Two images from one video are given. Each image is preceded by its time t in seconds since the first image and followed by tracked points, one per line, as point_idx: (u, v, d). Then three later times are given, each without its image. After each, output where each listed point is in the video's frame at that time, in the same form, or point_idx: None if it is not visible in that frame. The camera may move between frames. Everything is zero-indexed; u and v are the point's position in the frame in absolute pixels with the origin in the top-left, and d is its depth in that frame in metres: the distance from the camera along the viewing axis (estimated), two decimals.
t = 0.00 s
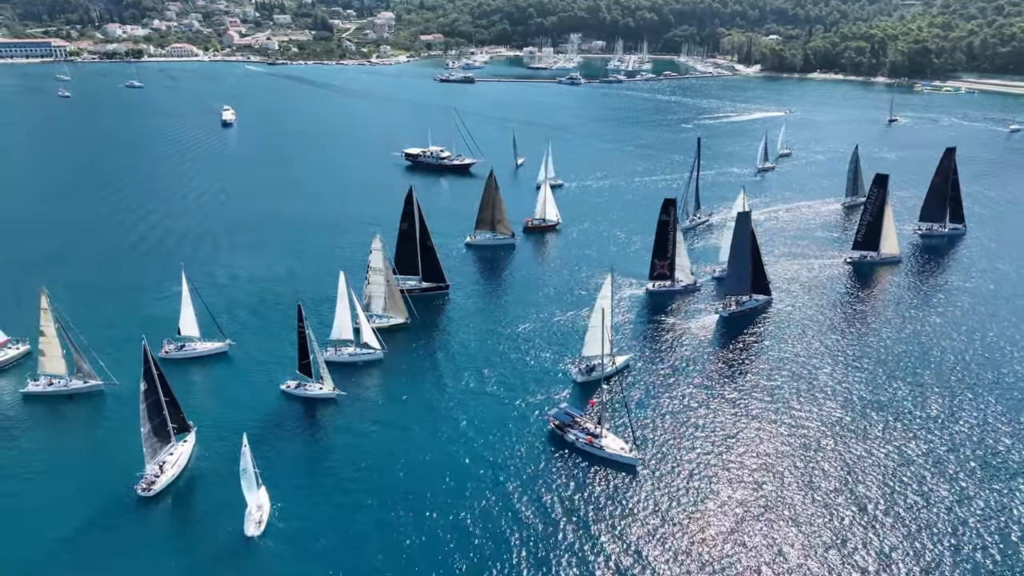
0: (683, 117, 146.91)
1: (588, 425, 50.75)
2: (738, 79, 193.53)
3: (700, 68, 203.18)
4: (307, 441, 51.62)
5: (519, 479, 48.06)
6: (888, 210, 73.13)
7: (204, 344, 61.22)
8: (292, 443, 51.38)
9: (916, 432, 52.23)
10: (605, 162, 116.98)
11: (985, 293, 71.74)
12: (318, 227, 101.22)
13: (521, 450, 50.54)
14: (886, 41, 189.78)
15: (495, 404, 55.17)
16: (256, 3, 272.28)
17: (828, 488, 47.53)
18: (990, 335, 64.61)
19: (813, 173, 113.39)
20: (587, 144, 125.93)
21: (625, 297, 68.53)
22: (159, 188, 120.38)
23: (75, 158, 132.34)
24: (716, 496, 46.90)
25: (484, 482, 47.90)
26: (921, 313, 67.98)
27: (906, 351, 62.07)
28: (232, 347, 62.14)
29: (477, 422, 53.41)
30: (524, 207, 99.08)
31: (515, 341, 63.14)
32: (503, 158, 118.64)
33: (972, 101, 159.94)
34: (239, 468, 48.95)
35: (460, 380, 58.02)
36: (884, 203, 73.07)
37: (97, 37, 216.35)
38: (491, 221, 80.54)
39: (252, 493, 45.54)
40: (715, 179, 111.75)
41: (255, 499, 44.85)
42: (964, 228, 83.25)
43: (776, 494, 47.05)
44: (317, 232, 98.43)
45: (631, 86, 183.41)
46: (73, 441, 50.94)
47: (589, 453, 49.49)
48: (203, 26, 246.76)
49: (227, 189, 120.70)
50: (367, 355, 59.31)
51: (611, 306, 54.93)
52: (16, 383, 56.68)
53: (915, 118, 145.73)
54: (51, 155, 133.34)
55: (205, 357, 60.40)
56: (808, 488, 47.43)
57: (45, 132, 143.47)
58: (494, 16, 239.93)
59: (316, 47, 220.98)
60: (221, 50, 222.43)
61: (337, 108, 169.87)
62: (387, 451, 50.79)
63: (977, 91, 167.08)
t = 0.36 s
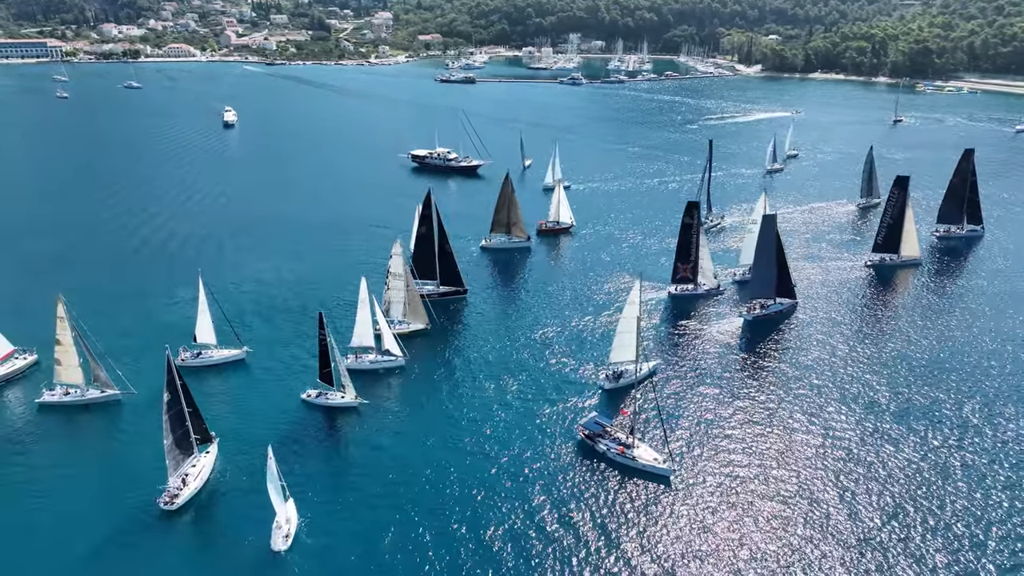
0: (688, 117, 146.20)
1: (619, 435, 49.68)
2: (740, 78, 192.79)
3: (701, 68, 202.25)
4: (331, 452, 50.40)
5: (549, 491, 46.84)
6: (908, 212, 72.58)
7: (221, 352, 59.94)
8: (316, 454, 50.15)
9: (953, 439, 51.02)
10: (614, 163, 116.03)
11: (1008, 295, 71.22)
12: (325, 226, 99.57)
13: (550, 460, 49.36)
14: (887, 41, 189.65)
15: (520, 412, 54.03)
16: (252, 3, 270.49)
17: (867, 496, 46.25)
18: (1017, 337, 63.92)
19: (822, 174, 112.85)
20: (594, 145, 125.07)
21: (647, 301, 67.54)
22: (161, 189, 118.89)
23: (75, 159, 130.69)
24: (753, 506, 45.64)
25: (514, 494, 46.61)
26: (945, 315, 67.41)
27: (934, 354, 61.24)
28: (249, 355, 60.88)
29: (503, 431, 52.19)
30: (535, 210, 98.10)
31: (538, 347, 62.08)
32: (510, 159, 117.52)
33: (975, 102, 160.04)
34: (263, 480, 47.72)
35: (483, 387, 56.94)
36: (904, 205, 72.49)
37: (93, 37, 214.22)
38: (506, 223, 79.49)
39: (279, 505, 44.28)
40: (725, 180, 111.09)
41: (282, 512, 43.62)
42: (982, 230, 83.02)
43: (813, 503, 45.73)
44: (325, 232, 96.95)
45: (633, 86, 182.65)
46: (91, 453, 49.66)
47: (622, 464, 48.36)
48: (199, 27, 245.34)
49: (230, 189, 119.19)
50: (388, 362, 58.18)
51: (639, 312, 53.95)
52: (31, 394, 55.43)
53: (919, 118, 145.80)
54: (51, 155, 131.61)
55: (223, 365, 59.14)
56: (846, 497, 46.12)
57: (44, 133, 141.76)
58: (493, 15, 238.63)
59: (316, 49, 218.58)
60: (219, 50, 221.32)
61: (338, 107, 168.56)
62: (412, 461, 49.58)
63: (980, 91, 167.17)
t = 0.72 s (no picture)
0: (686, 117, 145.85)
1: (648, 443, 48.86)
2: (733, 77, 192.78)
3: (694, 68, 202.11)
4: (353, 463, 49.32)
5: (579, 502, 45.86)
6: (921, 213, 72.74)
7: (234, 360, 58.72)
8: (338, 465, 49.05)
9: (982, 444, 50.43)
10: (616, 164, 115.33)
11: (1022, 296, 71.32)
12: (326, 227, 98.06)
13: (578, 469, 48.42)
14: (879, 40, 190.41)
15: (544, 420, 53.10)
16: (240, 4, 268.58)
17: (901, 504, 45.51)
18: None
19: (824, 174, 112.78)
20: (594, 146, 124.37)
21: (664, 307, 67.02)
22: (155, 190, 117.03)
23: (67, 160, 128.59)
24: (787, 516, 44.84)
25: (544, 507, 45.59)
26: (962, 316, 67.38)
27: (955, 356, 60.87)
28: (261, 363, 59.60)
29: (527, 441, 51.19)
30: (541, 211, 97.26)
31: (556, 353, 61.25)
32: (512, 160, 116.53)
33: (969, 101, 160.99)
34: (283, 493, 46.46)
35: (504, 394, 56.02)
36: (917, 206, 72.59)
37: (80, 37, 211.51)
38: (517, 226, 78.57)
39: (304, 519, 43.11)
40: (728, 180, 110.79)
41: (307, 527, 42.44)
42: (990, 230, 83.79)
43: (848, 512, 44.98)
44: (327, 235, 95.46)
45: (628, 85, 182.19)
46: (105, 469, 48.28)
47: (652, 473, 47.56)
48: (187, 26, 243.47)
49: (226, 191, 117.30)
50: (406, 370, 57.12)
51: (662, 316, 53.51)
52: (40, 406, 54.09)
53: (915, 118, 146.50)
54: (42, 157, 129.38)
55: (236, 373, 57.88)
56: (880, 506, 45.39)
57: (34, 134, 139.48)
58: (484, 15, 237.50)
59: (306, 48, 220.83)
60: (208, 50, 220.18)
61: (332, 108, 167.05)
62: (436, 472, 48.53)
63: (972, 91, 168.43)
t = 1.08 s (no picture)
0: (676, 117, 145.72)
1: (671, 450, 48.27)
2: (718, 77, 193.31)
3: (680, 67, 202.24)
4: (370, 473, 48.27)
5: (604, 512, 45.15)
6: (925, 213, 73.28)
7: (241, 369, 57.37)
8: (355, 476, 47.99)
9: (1003, 445, 50.25)
10: (611, 164, 114.78)
11: None
12: (320, 230, 96.42)
13: (600, 478, 47.74)
14: (863, 40, 191.81)
15: (563, 426, 52.42)
16: (221, 4, 265.85)
17: (927, 507, 45.23)
18: None
19: (818, 173, 112.99)
20: (588, 146, 123.79)
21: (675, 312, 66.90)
22: (142, 192, 114.61)
23: (48, 162, 125.70)
24: (815, 520, 44.42)
25: (568, 517, 44.89)
26: (968, 315, 67.81)
27: (967, 355, 60.98)
28: (269, 372, 58.27)
29: (548, 448, 50.45)
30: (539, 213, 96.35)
31: (569, 357, 60.63)
32: (507, 160, 115.60)
33: (953, 101, 162.59)
34: (301, 505, 45.29)
35: (521, 399, 55.31)
36: (921, 206, 73.10)
37: (57, 37, 207.64)
38: (521, 228, 77.66)
39: (327, 532, 42.09)
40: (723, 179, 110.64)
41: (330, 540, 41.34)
42: (987, 228, 84.51)
43: (875, 515, 44.60)
44: (323, 238, 93.99)
45: (615, 84, 181.96)
46: (114, 484, 46.82)
47: (675, 479, 47.02)
48: (166, 26, 240.37)
49: (214, 193, 115.18)
50: (419, 377, 56.08)
51: (680, 318, 53.23)
52: (43, 420, 52.49)
53: (902, 117, 147.68)
54: (22, 159, 126.39)
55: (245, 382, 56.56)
56: (908, 508, 45.05)
57: (14, 136, 136.39)
58: (468, 15, 236.55)
59: (288, 47, 220.69)
60: (189, 50, 217.88)
61: (318, 108, 165.14)
62: (456, 481, 47.71)
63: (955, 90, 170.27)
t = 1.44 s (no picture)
0: (658, 116, 145.91)
1: (690, 454, 47.77)
2: (696, 76, 194.33)
3: (658, 67, 202.71)
4: (385, 485, 47.18)
5: (627, 521, 44.53)
6: (920, 211, 74.40)
7: (243, 379, 55.88)
8: (370, 489, 46.85)
9: (1016, 442, 50.44)
10: (598, 164, 114.35)
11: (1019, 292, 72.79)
12: (309, 233, 94.60)
13: (620, 485, 47.15)
14: (837, 39, 193.90)
15: (579, 431, 51.82)
16: (190, 4, 261.65)
17: (948, 505, 45.16)
18: None
19: (804, 172, 113.68)
20: (574, 146, 123.30)
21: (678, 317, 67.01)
22: (120, 194, 111.64)
23: (20, 165, 122.01)
24: (839, 521, 44.12)
25: (591, 527, 44.21)
26: (965, 312, 68.70)
27: (973, 353, 61.42)
28: (271, 383, 56.84)
29: (565, 455, 49.71)
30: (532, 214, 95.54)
31: (578, 361, 60.12)
32: (495, 161, 114.66)
33: (927, 99, 164.97)
34: (316, 520, 44.04)
35: (533, 405, 54.59)
36: (916, 203, 74.35)
37: (22, 37, 202.48)
38: (520, 229, 76.71)
39: (347, 546, 40.44)
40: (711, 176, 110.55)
41: (351, 553, 40.05)
42: (976, 225, 85.61)
43: (899, 515, 44.39)
44: (313, 241, 92.25)
45: (595, 83, 181.85)
46: (120, 503, 45.24)
47: (696, 484, 46.55)
48: (135, 26, 236.06)
49: (195, 194, 112.72)
50: (428, 383, 55.09)
51: (692, 319, 53.39)
52: (40, 437, 50.59)
53: (880, 116, 149.49)
54: None
55: (251, 395, 55.25)
56: (929, 507, 44.97)
57: None
58: (444, 15, 235.50)
59: (262, 48, 217.84)
60: (160, 50, 214.38)
61: (296, 108, 162.87)
62: (474, 491, 46.77)
63: (928, 89, 173.01)
